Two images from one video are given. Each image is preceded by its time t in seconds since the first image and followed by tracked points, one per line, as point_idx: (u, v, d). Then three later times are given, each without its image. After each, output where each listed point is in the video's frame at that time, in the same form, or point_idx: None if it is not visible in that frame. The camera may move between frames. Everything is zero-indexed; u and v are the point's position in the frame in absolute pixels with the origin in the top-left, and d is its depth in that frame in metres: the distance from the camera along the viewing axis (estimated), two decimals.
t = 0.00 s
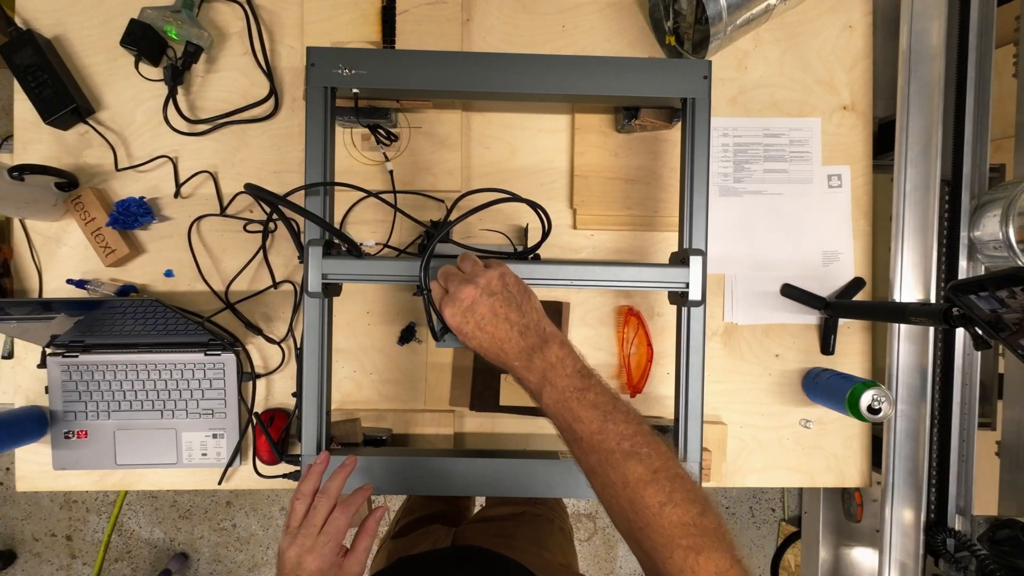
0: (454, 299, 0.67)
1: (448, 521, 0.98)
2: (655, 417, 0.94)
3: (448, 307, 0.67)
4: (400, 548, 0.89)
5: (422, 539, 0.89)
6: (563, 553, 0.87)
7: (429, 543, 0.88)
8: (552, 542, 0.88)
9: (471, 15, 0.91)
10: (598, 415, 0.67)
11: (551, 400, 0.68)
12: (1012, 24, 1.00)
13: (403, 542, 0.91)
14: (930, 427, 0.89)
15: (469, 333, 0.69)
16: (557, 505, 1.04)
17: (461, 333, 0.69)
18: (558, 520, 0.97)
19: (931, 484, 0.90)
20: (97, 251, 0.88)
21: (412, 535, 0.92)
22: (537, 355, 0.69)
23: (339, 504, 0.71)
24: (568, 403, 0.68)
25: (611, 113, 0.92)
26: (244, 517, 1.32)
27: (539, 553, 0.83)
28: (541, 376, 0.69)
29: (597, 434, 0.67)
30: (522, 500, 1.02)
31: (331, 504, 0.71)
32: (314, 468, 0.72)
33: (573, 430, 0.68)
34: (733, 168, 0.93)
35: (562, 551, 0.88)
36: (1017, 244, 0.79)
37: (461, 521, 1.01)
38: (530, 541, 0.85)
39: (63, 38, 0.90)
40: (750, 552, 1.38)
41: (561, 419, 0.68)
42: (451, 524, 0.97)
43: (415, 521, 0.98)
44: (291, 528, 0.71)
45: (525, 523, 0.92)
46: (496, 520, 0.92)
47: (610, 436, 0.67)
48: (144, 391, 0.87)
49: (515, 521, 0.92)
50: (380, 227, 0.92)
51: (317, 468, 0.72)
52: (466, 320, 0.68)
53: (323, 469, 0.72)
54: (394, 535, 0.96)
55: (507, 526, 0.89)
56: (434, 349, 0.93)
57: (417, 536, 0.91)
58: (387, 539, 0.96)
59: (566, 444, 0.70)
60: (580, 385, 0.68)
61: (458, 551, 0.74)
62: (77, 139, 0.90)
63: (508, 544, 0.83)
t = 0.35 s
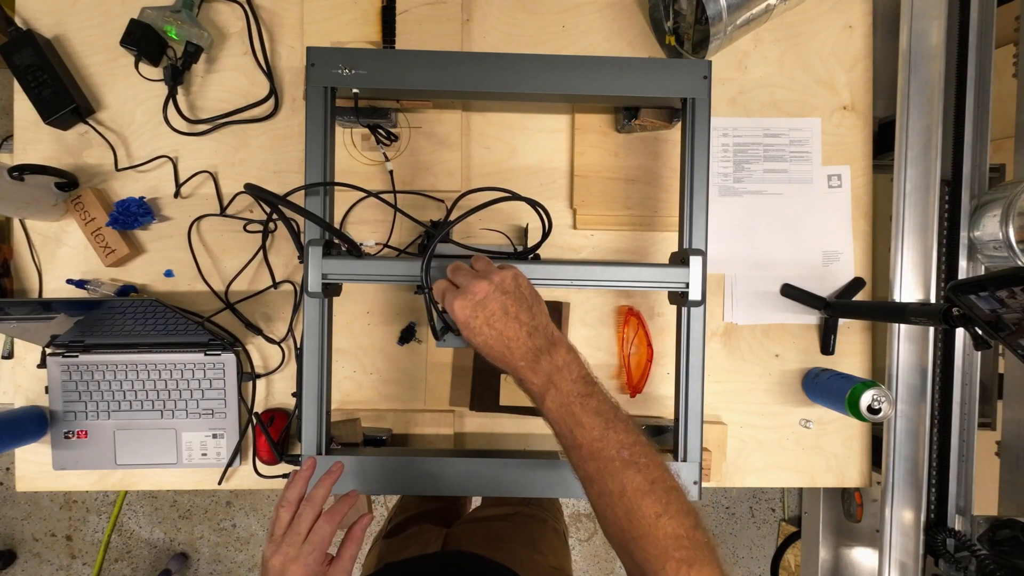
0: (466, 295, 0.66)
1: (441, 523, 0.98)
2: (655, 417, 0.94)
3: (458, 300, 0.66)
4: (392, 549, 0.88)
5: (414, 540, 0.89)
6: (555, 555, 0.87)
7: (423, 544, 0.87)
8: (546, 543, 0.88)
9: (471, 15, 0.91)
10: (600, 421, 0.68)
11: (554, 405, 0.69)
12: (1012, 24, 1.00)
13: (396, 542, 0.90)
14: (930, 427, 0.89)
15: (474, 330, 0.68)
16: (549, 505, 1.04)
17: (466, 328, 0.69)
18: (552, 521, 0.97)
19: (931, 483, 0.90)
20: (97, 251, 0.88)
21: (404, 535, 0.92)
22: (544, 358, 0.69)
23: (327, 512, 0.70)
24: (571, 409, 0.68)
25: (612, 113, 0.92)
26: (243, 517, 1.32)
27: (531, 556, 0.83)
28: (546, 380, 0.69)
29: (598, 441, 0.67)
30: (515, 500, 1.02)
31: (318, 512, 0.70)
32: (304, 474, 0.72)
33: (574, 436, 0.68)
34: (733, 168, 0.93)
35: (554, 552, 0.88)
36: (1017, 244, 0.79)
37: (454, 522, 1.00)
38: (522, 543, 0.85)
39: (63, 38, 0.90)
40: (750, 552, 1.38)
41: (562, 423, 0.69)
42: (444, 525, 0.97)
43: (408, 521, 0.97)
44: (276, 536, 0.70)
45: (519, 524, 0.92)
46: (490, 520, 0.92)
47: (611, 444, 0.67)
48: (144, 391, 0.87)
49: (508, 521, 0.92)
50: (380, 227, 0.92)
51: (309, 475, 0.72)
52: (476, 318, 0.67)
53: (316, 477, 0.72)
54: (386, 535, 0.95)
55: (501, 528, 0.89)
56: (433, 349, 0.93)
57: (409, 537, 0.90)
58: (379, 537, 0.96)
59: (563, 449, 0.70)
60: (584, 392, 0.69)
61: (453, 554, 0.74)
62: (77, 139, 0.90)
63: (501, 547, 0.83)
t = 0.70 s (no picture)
0: (569, 401, 0.68)
1: (432, 521, 0.97)
2: (655, 418, 0.95)
3: (570, 404, 0.68)
4: (380, 544, 0.88)
5: (403, 539, 0.88)
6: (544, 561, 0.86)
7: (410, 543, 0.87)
8: (534, 548, 0.88)
9: (471, 15, 0.91)
10: (627, 549, 0.70)
11: (594, 524, 0.70)
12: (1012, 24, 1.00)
13: (385, 537, 0.90)
14: (930, 427, 0.89)
15: (547, 424, 0.70)
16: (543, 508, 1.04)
17: (544, 415, 0.70)
18: (543, 526, 0.96)
19: (931, 483, 0.90)
20: (97, 251, 0.88)
21: (394, 531, 0.91)
22: (597, 480, 0.71)
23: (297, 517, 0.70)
24: (607, 534, 0.70)
25: (612, 113, 0.92)
26: (243, 516, 1.32)
27: (519, 562, 0.82)
28: (592, 499, 0.70)
29: (621, 567, 0.68)
30: (509, 501, 1.01)
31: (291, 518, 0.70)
32: (283, 479, 0.71)
33: (602, 557, 0.69)
34: (733, 168, 0.93)
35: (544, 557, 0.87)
36: (1017, 244, 0.79)
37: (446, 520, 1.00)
38: (510, 548, 0.85)
39: (63, 38, 0.90)
40: (750, 552, 1.38)
41: (593, 541, 0.69)
42: (436, 523, 0.96)
43: (401, 517, 0.97)
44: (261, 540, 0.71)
45: (508, 528, 0.91)
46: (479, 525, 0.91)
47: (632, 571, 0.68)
48: (144, 391, 0.87)
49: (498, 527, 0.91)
50: (380, 227, 0.92)
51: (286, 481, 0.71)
52: (569, 419, 0.69)
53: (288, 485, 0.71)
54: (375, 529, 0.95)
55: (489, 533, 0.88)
56: (433, 350, 0.93)
57: (398, 534, 0.90)
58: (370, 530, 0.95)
59: (580, 565, 0.70)
60: (618, 518, 0.71)
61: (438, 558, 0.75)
62: (77, 139, 0.90)
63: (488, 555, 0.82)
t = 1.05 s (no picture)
0: (611, 547, 0.68)
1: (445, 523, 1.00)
2: (655, 418, 0.95)
3: (609, 547, 0.68)
4: (392, 535, 0.92)
5: (413, 536, 0.92)
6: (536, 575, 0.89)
7: (417, 542, 0.90)
8: (525, 572, 0.89)
9: (471, 15, 0.91)
10: None
11: None
12: (1012, 24, 1.00)
13: (399, 529, 0.94)
14: (930, 427, 0.89)
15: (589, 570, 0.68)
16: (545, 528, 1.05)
17: (585, 561, 0.68)
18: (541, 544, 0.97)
19: (931, 483, 0.90)
20: (97, 251, 0.88)
21: (409, 526, 0.95)
22: None
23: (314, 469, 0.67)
24: None
25: (612, 113, 0.92)
26: (243, 516, 1.32)
27: None
28: None
29: None
30: (516, 516, 1.02)
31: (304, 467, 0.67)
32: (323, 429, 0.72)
33: None
34: (733, 169, 0.93)
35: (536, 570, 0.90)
36: (1017, 244, 0.79)
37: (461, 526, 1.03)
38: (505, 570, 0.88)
39: (63, 38, 0.90)
40: (750, 552, 1.38)
41: None
42: (447, 525, 0.99)
43: (416, 513, 1.00)
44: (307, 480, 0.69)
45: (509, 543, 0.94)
46: (478, 546, 0.93)
47: None
48: (144, 391, 0.87)
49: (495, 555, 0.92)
50: (380, 227, 0.92)
51: (316, 429, 0.70)
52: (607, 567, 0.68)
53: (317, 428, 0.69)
54: (391, 514, 0.99)
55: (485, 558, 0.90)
56: (433, 350, 0.93)
57: (410, 531, 0.94)
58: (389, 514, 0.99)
59: None
60: None
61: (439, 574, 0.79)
62: (77, 139, 0.90)
63: None
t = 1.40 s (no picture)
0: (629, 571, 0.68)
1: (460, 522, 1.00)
2: (655, 418, 0.95)
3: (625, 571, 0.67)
4: (407, 533, 0.92)
5: (429, 537, 0.92)
6: None
7: (432, 542, 0.91)
8: None
9: (471, 15, 0.91)
10: None
11: None
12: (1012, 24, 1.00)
13: (414, 528, 0.94)
14: (930, 427, 0.89)
15: None
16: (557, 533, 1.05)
17: None
18: (555, 553, 0.97)
19: (931, 484, 0.90)
20: (97, 251, 0.88)
21: (425, 526, 0.95)
22: None
23: (318, 472, 0.66)
24: None
25: (612, 113, 0.92)
26: (243, 516, 1.32)
27: None
28: None
29: None
30: (533, 521, 1.02)
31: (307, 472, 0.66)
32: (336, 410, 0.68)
33: None
34: (733, 169, 0.93)
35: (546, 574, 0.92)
36: (1017, 244, 0.79)
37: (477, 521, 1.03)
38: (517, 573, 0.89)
39: (63, 38, 0.90)
40: (750, 553, 1.38)
41: None
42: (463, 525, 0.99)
43: (432, 510, 1.00)
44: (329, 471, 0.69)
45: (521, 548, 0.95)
46: (492, 548, 0.94)
47: None
48: (144, 391, 0.87)
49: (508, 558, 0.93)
50: (380, 227, 0.92)
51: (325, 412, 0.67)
52: None
53: (319, 431, 0.65)
54: (405, 511, 0.99)
55: (499, 562, 0.91)
56: (433, 350, 0.93)
57: (425, 530, 0.94)
58: (404, 510, 0.99)
59: None
60: None
61: None
62: (77, 139, 0.90)
63: None
